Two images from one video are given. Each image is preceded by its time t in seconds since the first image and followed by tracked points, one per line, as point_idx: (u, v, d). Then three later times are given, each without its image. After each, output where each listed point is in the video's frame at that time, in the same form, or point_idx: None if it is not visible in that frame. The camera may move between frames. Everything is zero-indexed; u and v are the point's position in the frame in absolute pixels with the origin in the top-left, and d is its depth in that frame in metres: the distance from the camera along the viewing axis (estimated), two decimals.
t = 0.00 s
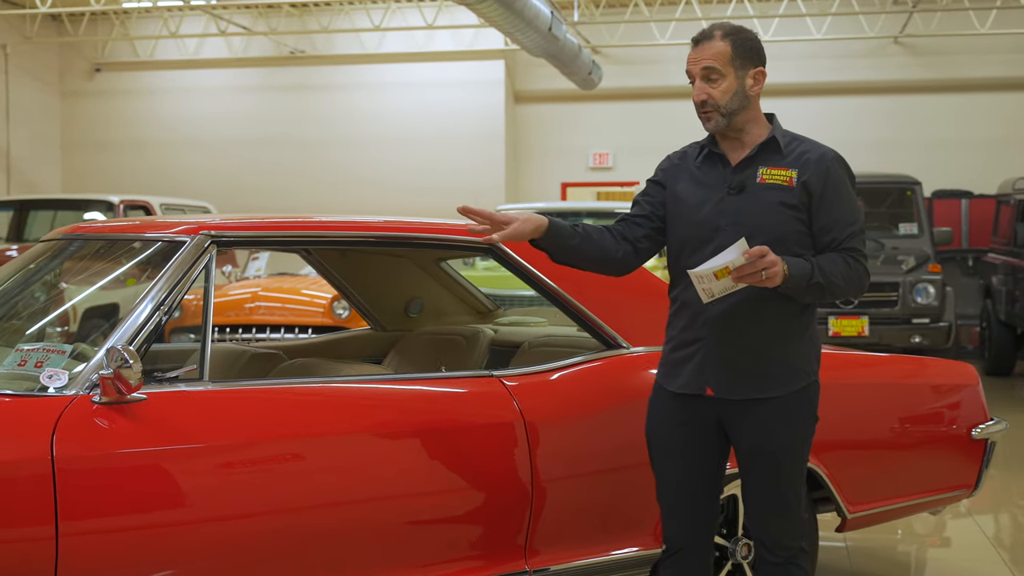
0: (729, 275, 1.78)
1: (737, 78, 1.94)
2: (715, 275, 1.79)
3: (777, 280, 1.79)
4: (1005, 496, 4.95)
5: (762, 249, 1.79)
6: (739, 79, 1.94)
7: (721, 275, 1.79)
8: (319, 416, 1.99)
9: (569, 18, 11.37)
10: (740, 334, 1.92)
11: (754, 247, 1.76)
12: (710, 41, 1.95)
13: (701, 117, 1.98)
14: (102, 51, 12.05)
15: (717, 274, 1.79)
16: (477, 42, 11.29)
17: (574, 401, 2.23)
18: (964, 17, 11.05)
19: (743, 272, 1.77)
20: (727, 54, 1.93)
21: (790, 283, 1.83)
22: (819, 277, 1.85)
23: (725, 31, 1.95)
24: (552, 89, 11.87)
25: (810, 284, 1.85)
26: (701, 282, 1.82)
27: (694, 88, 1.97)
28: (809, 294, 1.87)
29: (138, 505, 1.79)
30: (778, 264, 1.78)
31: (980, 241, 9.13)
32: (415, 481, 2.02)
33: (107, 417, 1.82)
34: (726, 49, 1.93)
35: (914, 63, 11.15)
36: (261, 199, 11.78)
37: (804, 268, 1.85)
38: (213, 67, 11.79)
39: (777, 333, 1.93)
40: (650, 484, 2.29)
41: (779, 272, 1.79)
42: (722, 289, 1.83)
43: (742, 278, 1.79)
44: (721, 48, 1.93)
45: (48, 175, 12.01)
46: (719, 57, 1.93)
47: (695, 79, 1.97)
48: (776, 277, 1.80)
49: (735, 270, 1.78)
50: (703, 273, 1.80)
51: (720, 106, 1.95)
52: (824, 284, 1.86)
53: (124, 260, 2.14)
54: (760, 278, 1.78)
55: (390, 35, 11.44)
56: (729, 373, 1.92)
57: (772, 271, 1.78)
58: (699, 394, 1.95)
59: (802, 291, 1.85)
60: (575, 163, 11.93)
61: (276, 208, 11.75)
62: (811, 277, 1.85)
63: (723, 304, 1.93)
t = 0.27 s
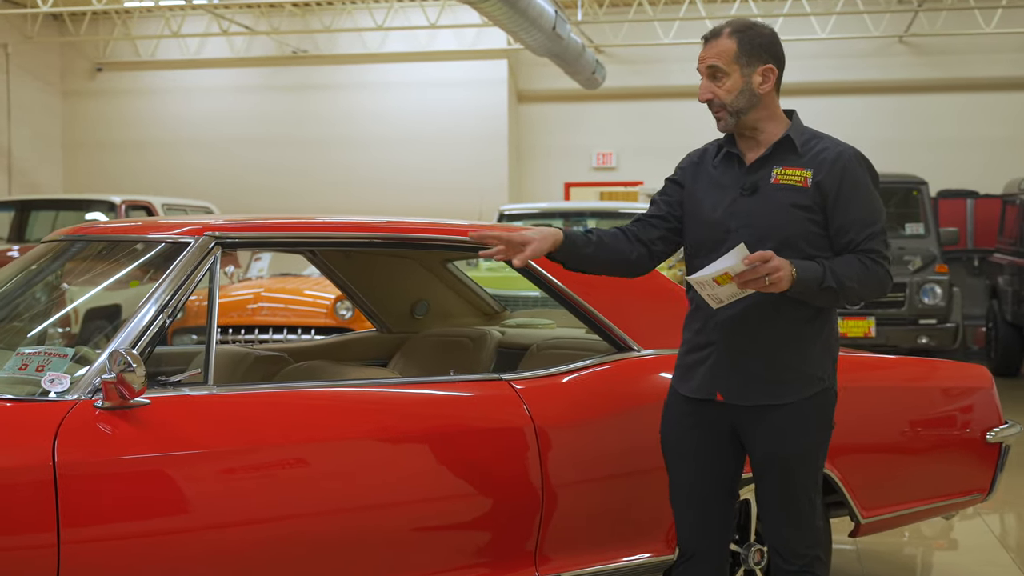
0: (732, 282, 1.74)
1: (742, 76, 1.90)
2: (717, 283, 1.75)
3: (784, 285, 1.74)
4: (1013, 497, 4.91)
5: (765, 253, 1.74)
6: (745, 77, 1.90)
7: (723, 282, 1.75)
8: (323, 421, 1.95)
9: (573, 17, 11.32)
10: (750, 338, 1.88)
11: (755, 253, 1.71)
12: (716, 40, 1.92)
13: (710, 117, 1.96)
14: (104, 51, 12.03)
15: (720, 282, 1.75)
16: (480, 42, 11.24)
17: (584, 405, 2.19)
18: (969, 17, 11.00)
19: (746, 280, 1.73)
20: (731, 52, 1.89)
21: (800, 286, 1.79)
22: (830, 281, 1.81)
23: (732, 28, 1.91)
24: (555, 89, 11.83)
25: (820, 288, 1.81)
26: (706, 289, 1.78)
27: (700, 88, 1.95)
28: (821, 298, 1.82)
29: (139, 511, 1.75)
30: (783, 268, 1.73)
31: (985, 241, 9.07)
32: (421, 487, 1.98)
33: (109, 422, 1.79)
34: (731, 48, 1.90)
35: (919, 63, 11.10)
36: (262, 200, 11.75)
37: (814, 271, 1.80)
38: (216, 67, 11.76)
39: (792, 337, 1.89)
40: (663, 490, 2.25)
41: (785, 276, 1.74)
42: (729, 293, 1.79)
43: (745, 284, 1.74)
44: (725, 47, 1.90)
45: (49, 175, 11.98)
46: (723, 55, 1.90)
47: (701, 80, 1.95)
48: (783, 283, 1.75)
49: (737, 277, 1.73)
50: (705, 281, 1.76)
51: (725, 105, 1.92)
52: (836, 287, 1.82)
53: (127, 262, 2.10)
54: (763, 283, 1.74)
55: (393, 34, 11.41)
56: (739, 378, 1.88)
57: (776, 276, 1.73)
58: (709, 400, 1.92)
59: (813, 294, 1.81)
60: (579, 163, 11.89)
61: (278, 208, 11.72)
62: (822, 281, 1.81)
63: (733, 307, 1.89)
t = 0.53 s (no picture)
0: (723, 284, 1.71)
1: (751, 75, 1.85)
2: (710, 286, 1.72)
3: (778, 288, 1.70)
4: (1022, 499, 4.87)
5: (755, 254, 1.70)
6: (753, 76, 1.85)
7: (715, 285, 1.71)
8: (331, 425, 1.92)
9: (577, 17, 11.28)
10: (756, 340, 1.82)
11: (742, 254, 1.67)
12: (727, 38, 1.88)
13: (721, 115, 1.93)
14: (106, 51, 12.00)
15: (711, 285, 1.71)
16: (483, 41, 11.22)
17: (595, 410, 2.15)
18: (974, 16, 10.96)
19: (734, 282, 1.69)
20: (740, 51, 1.85)
21: (801, 288, 1.73)
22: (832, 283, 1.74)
23: (745, 25, 1.87)
24: (559, 89, 11.79)
25: (824, 290, 1.74)
26: (702, 292, 1.76)
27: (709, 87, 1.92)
28: (825, 301, 1.76)
29: (146, 518, 1.72)
30: (776, 269, 1.69)
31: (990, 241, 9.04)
32: (429, 493, 1.94)
33: (117, 427, 1.75)
34: (740, 46, 1.85)
35: (924, 63, 11.07)
36: (265, 200, 11.72)
37: (817, 274, 1.74)
38: (218, 66, 11.74)
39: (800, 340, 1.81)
40: (676, 495, 2.21)
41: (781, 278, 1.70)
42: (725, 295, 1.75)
43: (737, 285, 1.70)
44: (735, 45, 1.86)
45: (51, 175, 11.95)
46: (732, 54, 1.86)
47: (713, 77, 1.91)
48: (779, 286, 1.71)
49: (728, 279, 1.70)
50: (697, 285, 1.73)
51: (732, 103, 1.88)
52: (841, 291, 1.75)
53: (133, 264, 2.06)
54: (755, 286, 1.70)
55: (396, 34, 11.39)
56: (744, 381, 1.82)
57: (767, 278, 1.69)
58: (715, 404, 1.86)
59: (816, 298, 1.74)
60: (583, 163, 11.87)
61: (280, 208, 11.69)
62: (825, 284, 1.74)
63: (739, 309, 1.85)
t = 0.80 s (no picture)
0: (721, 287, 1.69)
1: (768, 73, 1.81)
2: (708, 289, 1.70)
3: (775, 291, 1.67)
4: None
5: (751, 256, 1.68)
6: (771, 74, 1.81)
7: (713, 288, 1.70)
8: (337, 429, 1.89)
9: (580, 17, 11.25)
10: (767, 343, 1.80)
11: (736, 255, 1.67)
12: (746, 35, 1.84)
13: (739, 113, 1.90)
14: (108, 50, 11.97)
15: (709, 289, 1.70)
16: (486, 41, 11.19)
17: (606, 413, 2.13)
18: (979, 16, 10.93)
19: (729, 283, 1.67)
20: (757, 48, 1.81)
21: (800, 291, 1.68)
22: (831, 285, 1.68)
23: (764, 22, 1.82)
24: (562, 89, 11.77)
25: (827, 294, 1.69)
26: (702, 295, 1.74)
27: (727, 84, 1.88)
28: (829, 304, 1.71)
29: (150, 524, 1.69)
30: (773, 270, 1.66)
31: (996, 242, 9.00)
32: (438, 498, 1.91)
33: (124, 431, 1.73)
34: (758, 43, 1.81)
35: (929, 62, 11.03)
36: (267, 200, 11.70)
37: (818, 275, 1.69)
38: (221, 66, 11.72)
39: (809, 344, 1.77)
40: (688, 499, 2.18)
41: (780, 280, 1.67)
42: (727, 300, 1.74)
43: (735, 288, 1.68)
44: (754, 42, 1.82)
45: (53, 175, 11.94)
46: (749, 51, 1.82)
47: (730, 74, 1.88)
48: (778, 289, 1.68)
49: (725, 282, 1.68)
50: (695, 288, 1.71)
51: (748, 101, 1.84)
52: (843, 293, 1.68)
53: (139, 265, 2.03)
54: (751, 288, 1.68)
55: (399, 33, 11.36)
56: (751, 384, 1.80)
57: (763, 281, 1.67)
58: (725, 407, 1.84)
59: (820, 301, 1.70)
60: (586, 163, 11.86)
61: (283, 208, 11.67)
62: (828, 286, 1.68)
63: (749, 313, 1.83)
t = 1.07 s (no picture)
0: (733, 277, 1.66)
1: (798, 73, 1.76)
2: (718, 279, 1.69)
3: (789, 289, 1.62)
4: None
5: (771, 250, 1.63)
6: (801, 74, 1.76)
7: (724, 278, 1.68)
8: (343, 433, 1.85)
9: (583, 16, 11.22)
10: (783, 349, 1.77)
11: (755, 246, 1.61)
12: (765, 37, 1.78)
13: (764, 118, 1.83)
14: (110, 50, 11.95)
15: (720, 278, 1.68)
16: (489, 41, 11.17)
17: (617, 417, 2.10)
18: (983, 15, 10.90)
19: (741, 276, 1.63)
20: (783, 49, 1.76)
21: (813, 293, 1.63)
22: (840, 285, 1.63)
23: (782, 23, 1.77)
24: (565, 89, 11.74)
25: (839, 296, 1.64)
26: (713, 284, 1.72)
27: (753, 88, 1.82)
28: (841, 306, 1.65)
29: (153, 530, 1.65)
30: (789, 266, 1.61)
31: (1000, 241, 8.97)
32: (446, 502, 1.88)
33: (129, 435, 1.70)
34: (782, 44, 1.76)
35: (933, 62, 10.99)
36: (269, 200, 11.66)
37: (831, 277, 1.64)
38: (223, 66, 11.69)
39: (824, 348, 1.73)
40: (700, 503, 2.15)
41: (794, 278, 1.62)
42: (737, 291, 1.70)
43: (748, 281, 1.64)
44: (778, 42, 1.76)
45: (55, 175, 11.92)
46: (775, 51, 1.76)
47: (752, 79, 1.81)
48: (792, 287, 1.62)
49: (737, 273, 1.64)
50: (707, 275, 1.70)
51: (779, 105, 1.78)
52: (855, 296, 1.63)
53: (144, 266, 2.00)
54: (765, 283, 1.63)
55: (401, 33, 11.33)
56: (767, 388, 1.77)
57: (779, 276, 1.62)
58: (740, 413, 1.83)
59: (831, 303, 1.65)
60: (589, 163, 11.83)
61: (285, 209, 11.64)
62: (840, 289, 1.63)
63: (767, 320, 1.81)
